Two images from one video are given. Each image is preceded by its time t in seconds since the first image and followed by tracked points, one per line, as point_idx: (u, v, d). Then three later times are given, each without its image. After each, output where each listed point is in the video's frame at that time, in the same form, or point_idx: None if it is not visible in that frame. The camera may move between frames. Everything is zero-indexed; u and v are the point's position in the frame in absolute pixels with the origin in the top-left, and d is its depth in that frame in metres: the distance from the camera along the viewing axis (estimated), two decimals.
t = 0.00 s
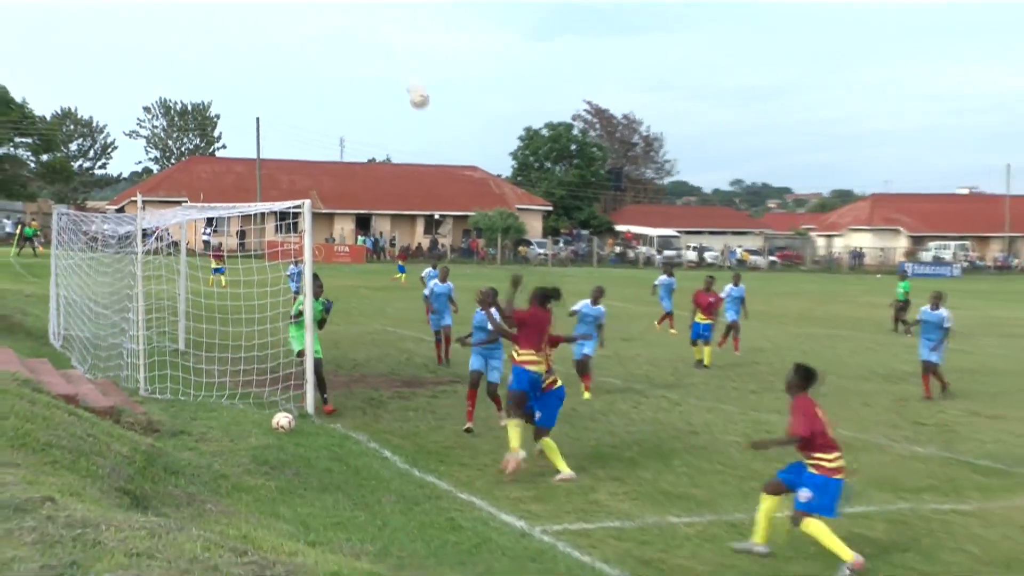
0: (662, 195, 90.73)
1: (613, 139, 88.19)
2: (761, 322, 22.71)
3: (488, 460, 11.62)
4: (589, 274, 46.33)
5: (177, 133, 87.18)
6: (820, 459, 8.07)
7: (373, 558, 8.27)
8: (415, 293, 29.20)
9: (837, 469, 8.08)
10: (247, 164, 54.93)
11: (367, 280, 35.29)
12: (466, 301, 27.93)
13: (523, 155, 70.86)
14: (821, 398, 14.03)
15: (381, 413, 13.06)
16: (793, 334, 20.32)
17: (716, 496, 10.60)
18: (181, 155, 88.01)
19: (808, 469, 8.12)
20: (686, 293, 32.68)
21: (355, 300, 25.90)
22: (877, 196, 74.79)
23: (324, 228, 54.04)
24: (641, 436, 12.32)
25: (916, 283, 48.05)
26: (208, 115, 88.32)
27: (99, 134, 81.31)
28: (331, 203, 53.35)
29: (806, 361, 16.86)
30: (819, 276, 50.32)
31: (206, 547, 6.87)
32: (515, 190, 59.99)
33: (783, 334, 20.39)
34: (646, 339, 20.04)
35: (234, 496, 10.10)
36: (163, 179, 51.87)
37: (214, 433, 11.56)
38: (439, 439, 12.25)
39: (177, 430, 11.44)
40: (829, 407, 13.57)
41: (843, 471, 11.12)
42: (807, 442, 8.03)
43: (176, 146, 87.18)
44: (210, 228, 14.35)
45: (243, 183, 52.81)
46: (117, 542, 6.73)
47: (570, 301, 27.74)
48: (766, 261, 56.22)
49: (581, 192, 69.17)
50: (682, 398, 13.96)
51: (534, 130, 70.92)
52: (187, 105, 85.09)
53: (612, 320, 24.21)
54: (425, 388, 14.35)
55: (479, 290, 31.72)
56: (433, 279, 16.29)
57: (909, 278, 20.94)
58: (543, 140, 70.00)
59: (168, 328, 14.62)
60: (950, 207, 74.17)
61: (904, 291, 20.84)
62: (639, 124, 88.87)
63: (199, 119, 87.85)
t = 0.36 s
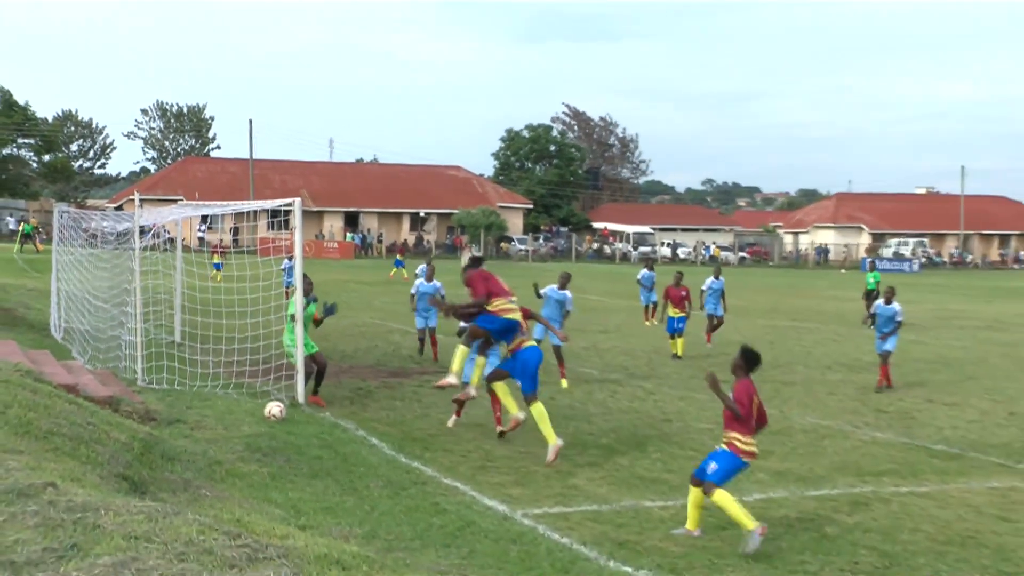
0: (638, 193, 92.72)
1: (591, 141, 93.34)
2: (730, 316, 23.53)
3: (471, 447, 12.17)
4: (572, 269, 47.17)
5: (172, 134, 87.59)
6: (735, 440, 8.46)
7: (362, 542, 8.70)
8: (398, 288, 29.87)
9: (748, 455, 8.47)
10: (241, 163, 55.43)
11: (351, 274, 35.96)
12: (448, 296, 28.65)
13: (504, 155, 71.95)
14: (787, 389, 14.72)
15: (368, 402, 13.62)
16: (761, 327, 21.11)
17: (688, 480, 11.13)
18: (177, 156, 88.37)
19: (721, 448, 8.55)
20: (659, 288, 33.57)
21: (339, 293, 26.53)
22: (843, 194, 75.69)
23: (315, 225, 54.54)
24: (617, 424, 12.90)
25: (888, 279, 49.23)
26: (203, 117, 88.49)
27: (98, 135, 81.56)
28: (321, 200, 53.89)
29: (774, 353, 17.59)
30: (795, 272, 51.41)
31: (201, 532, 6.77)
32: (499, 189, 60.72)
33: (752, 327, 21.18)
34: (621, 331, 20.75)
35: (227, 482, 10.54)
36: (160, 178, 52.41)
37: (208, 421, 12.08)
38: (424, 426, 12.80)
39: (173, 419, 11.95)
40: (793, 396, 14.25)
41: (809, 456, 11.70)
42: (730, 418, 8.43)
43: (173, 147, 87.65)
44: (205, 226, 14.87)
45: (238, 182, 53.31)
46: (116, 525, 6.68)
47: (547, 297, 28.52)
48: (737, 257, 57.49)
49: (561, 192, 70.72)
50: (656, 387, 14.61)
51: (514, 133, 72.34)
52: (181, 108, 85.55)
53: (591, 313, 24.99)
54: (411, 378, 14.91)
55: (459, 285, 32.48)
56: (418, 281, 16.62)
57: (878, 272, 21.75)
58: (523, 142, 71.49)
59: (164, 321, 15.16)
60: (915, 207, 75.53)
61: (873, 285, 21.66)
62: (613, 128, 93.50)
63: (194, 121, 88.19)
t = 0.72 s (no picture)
0: (633, 194, 93.14)
1: (586, 142, 93.83)
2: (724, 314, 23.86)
3: (468, 443, 12.42)
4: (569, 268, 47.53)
5: (176, 136, 87.86)
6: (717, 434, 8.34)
7: (361, 535, 8.94)
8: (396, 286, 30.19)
9: (732, 449, 8.27)
10: (242, 163, 55.71)
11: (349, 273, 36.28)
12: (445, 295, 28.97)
13: (501, 156, 72.28)
14: (779, 385, 15.02)
15: (368, 399, 13.88)
16: (754, 325, 21.43)
17: (681, 475, 11.36)
18: (179, 157, 88.66)
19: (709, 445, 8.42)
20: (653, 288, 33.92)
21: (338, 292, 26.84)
22: (832, 195, 75.98)
23: (315, 225, 54.80)
24: (612, 420, 13.17)
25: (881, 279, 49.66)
26: (206, 119, 88.54)
27: (102, 138, 81.79)
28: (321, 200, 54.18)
29: (766, 351, 17.91)
30: (790, 271, 51.82)
31: (204, 525, 7.00)
32: (496, 189, 61.05)
33: (744, 326, 21.50)
34: (615, 329, 21.06)
35: (230, 477, 10.77)
36: (162, 179, 52.68)
37: (211, 417, 12.34)
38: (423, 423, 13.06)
39: (177, 415, 12.21)
40: (784, 392, 14.55)
41: (799, 451, 11.97)
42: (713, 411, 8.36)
43: (176, 148, 87.99)
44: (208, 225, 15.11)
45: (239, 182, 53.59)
46: (121, 519, 6.91)
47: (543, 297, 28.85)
48: (729, 256, 57.91)
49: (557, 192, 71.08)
50: (650, 384, 14.89)
51: (511, 134, 72.60)
52: (184, 110, 85.76)
53: (587, 312, 25.31)
54: (410, 375, 15.18)
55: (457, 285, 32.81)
56: (411, 277, 17.07)
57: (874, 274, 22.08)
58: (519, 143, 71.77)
59: (168, 318, 15.43)
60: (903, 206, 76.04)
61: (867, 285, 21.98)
62: (608, 129, 94.02)
63: (196, 123, 88.37)
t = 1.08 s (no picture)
0: (633, 193, 93.09)
1: (586, 142, 93.72)
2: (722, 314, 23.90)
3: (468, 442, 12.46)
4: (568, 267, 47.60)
5: (178, 135, 87.84)
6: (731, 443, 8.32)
7: (362, 533, 8.98)
8: (395, 285, 30.24)
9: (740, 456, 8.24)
10: (242, 162, 55.72)
11: (349, 272, 36.33)
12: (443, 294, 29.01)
13: (501, 155, 72.26)
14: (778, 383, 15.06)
15: (368, 396, 13.92)
16: (753, 323, 21.48)
17: (681, 473, 11.38)
18: (181, 156, 88.68)
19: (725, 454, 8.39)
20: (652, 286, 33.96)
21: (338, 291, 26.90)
22: (831, 194, 75.89)
23: (316, 224, 54.83)
24: (612, 418, 13.20)
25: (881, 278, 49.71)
26: (207, 118, 88.63)
27: (104, 136, 81.84)
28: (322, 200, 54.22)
29: (765, 349, 17.96)
30: (789, 270, 51.91)
31: (206, 522, 7.04)
32: (496, 188, 61.10)
33: (743, 324, 21.53)
34: (615, 327, 21.10)
35: (231, 475, 10.80)
36: (163, 178, 52.70)
37: (213, 415, 12.39)
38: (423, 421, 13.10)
39: (179, 413, 12.27)
40: (783, 391, 14.59)
41: (798, 449, 12.00)
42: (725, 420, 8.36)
43: (177, 148, 88.08)
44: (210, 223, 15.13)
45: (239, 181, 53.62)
46: (123, 517, 6.95)
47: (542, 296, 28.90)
48: (729, 255, 57.91)
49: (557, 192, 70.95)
50: (649, 382, 14.94)
51: (512, 133, 72.53)
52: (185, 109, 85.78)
53: (586, 310, 25.34)
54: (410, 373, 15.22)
55: (456, 283, 32.86)
56: (409, 283, 17.16)
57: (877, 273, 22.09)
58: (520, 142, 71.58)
59: (170, 317, 15.48)
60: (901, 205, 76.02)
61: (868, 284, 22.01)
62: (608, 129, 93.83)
63: (198, 122, 88.40)
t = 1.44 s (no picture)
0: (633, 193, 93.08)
1: (587, 142, 93.85)
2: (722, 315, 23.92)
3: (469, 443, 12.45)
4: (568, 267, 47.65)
5: (178, 135, 87.96)
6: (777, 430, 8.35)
7: (363, 533, 8.99)
8: (396, 285, 30.26)
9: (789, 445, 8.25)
10: (242, 163, 55.74)
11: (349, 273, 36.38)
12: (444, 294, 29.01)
13: (502, 156, 72.29)
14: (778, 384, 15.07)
15: (369, 397, 13.92)
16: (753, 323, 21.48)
17: (682, 473, 11.38)
18: (181, 156, 88.78)
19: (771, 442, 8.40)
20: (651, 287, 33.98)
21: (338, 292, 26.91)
22: (832, 194, 75.93)
23: (317, 224, 54.89)
24: (612, 419, 13.22)
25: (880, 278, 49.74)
26: (208, 119, 88.72)
27: (104, 136, 81.99)
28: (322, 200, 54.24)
29: (766, 350, 17.96)
30: (788, 271, 51.96)
31: (206, 523, 7.04)
32: (497, 188, 61.12)
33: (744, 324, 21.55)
34: (616, 328, 21.12)
35: (232, 475, 10.80)
36: (164, 178, 52.77)
37: (213, 416, 12.38)
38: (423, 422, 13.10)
39: (180, 413, 12.28)
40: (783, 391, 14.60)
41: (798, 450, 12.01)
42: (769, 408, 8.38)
43: (178, 148, 88.17)
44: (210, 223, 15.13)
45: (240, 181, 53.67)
46: (124, 517, 6.96)
47: (542, 295, 28.92)
48: (729, 256, 57.93)
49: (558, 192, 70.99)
50: (650, 382, 14.95)
51: (512, 133, 72.56)
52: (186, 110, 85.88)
53: (586, 311, 25.37)
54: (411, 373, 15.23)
55: (456, 283, 32.86)
56: (413, 283, 17.18)
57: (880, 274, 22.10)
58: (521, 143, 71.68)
59: (170, 317, 15.49)
60: (902, 206, 76.00)
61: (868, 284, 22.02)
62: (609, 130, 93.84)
63: (199, 122, 88.47)
